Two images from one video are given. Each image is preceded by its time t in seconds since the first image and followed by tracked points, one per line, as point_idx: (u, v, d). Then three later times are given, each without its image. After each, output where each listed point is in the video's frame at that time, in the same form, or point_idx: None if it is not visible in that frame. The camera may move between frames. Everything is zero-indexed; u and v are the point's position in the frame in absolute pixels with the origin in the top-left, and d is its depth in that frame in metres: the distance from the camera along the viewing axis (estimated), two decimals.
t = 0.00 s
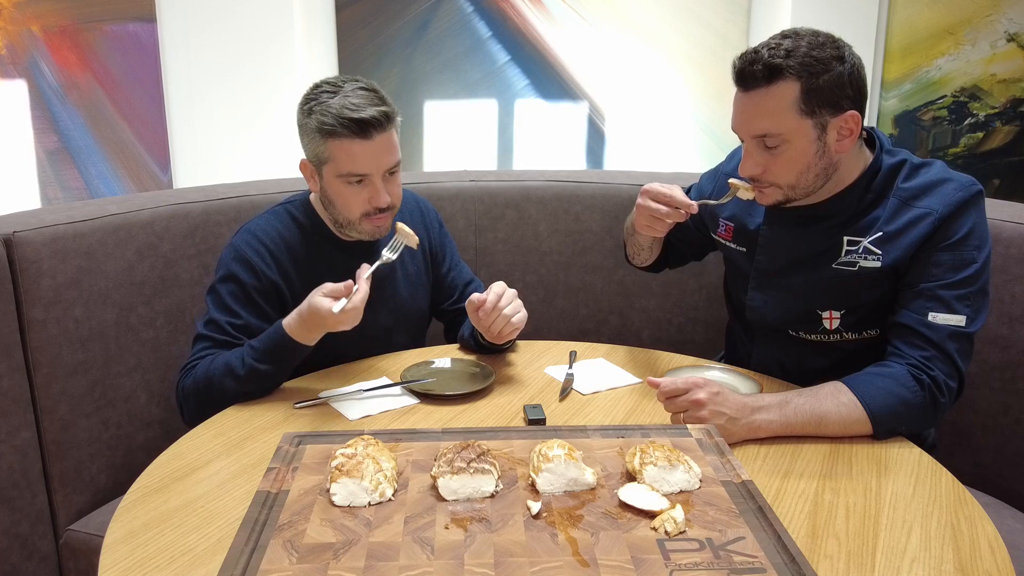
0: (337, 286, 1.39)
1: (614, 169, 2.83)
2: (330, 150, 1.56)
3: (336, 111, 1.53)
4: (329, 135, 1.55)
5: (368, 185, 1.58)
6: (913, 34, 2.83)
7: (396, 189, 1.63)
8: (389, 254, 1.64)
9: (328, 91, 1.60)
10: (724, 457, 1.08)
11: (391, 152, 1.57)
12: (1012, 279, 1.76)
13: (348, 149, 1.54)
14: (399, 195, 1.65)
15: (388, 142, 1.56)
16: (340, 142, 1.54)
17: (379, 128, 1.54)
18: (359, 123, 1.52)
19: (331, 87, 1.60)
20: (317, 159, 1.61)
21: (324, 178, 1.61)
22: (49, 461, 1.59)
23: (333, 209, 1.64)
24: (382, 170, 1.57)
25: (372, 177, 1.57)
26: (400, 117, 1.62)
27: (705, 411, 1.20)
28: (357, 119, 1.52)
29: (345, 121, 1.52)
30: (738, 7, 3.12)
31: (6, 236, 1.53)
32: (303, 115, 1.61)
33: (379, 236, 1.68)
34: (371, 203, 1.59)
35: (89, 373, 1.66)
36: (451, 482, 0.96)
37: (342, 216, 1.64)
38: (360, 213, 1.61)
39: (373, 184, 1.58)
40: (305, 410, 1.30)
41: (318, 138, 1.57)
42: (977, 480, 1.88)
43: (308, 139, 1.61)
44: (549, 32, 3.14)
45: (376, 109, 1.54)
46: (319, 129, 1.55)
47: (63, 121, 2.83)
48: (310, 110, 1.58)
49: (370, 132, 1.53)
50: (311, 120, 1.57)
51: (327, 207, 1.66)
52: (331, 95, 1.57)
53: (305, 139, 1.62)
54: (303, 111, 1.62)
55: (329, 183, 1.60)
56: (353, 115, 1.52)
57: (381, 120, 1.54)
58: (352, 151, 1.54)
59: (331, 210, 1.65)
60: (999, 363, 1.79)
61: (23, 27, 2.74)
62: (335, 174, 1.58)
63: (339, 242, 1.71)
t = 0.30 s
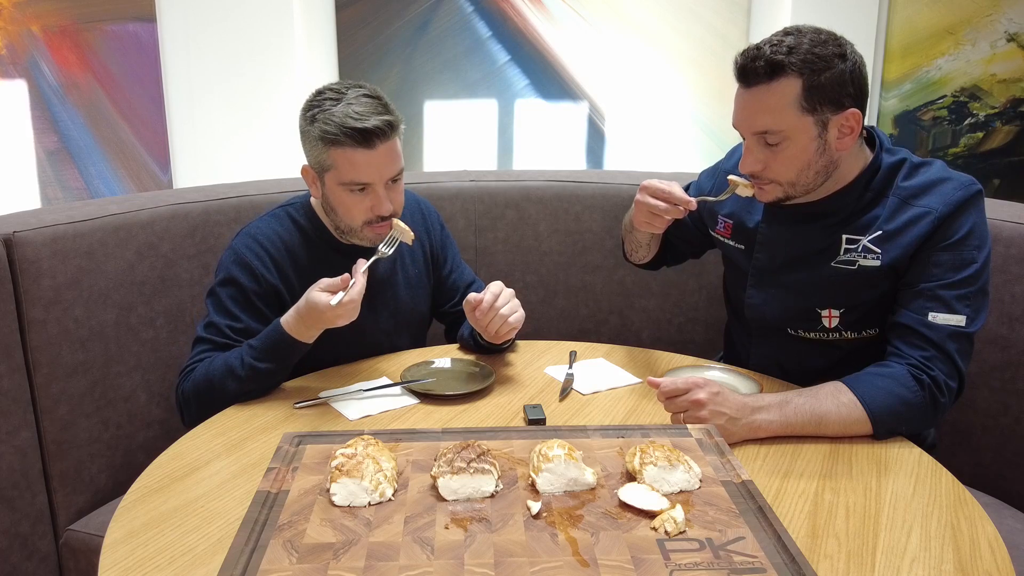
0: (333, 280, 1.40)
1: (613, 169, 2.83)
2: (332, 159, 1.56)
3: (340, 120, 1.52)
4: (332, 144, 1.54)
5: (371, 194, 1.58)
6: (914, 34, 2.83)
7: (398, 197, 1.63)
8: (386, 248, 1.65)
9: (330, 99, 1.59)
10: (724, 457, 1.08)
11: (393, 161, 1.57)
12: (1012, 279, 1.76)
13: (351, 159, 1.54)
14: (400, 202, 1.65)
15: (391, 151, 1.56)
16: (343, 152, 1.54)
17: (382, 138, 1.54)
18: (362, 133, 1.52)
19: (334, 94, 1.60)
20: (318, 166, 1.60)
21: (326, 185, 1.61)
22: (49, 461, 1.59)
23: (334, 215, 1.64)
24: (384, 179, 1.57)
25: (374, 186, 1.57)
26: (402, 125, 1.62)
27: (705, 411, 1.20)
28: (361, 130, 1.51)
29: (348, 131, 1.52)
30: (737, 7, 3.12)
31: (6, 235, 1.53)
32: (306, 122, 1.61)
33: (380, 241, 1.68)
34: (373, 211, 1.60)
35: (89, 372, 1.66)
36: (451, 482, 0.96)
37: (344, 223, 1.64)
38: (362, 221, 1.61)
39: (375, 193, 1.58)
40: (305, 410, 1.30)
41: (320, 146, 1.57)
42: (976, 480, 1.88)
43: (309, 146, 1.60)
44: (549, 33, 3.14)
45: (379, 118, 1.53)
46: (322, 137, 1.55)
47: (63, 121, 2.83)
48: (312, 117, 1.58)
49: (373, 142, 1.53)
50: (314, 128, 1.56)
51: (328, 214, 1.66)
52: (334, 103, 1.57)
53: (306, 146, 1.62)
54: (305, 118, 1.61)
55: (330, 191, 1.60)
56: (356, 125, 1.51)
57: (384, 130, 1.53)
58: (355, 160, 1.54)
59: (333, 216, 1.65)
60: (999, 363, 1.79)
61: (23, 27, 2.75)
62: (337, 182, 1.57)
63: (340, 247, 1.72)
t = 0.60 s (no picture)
0: (332, 279, 1.39)
1: (613, 169, 2.83)
2: (333, 160, 1.56)
3: (340, 122, 1.52)
4: (333, 145, 1.54)
5: (371, 195, 1.58)
6: (914, 33, 2.83)
7: (398, 198, 1.63)
8: (386, 248, 1.66)
9: (330, 100, 1.58)
10: (724, 457, 1.08)
11: (394, 162, 1.57)
12: (1012, 279, 1.76)
13: (351, 160, 1.54)
14: (400, 203, 1.66)
15: (391, 153, 1.56)
16: (343, 153, 1.54)
17: (382, 139, 1.54)
18: (363, 135, 1.52)
19: (334, 95, 1.59)
20: (318, 167, 1.60)
21: (326, 187, 1.61)
22: (49, 461, 1.59)
23: (334, 217, 1.64)
24: (385, 181, 1.57)
25: (375, 187, 1.57)
26: (403, 126, 1.62)
27: (705, 411, 1.20)
28: (362, 131, 1.51)
29: (349, 132, 1.52)
30: (738, 7, 3.12)
31: (6, 235, 1.53)
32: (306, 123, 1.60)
33: (380, 243, 1.69)
34: (374, 212, 1.60)
35: (89, 372, 1.66)
36: (451, 482, 0.96)
37: (344, 224, 1.64)
38: (363, 222, 1.61)
39: (376, 195, 1.58)
40: (305, 410, 1.30)
41: (320, 147, 1.56)
42: (976, 481, 1.88)
43: (309, 147, 1.60)
44: (549, 33, 3.14)
45: (380, 120, 1.53)
46: (322, 138, 1.55)
47: (63, 121, 2.83)
48: (312, 118, 1.58)
49: (374, 143, 1.53)
50: (314, 129, 1.56)
51: (328, 215, 1.66)
52: (334, 105, 1.57)
53: (306, 147, 1.61)
54: (304, 118, 1.61)
55: (330, 192, 1.60)
56: (357, 127, 1.51)
57: (385, 131, 1.53)
58: (355, 162, 1.54)
59: (332, 218, 1.65)
60: (999, 363, 1.79)
61: (23, 27, 2.74)
62: (338, 183, 1.57)
63: (340, 248, 1.72)
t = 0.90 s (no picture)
0: (333, 279, 1.39)
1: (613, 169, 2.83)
2: (331, 159, 1.56)
3: (338, 121, 1.52)
4: (331, 144, 1.54)
5: (369, 195, 1.58)
6: (914, 34, 2.85)
7: (397, 197, 1.63)
8: (386, 250, 1.64)
9: (330, 99, 1.58)
10: (724, 457, 1.08)
11: (392, 162, 1.57)
12: (1012, 279, 1.76)
13: (349, 159, 1.54)
14: (399, 203, 1.65)
15: (389, 152, 1.56)
16: (341, 152, 1.54)
17: (380, 138, 1.54)
18: (361, 134, 1.52)
19: (333, 94, 1.59)
20: (317, 166, 1.60)
21: (324, 185, 1.61)
22: (49, 461, 1.59)
23: (333, 216, 1.64)
24: (383, 180, 1.57)
25: (372, 187, 1.57)
26: (402, 125, 1.62)
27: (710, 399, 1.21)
28: (359, 130, 1.51)
29: (347, 131, 1.51)
30: (737, 7, 3.12)
31: (6, 236, 1.53)
32: (305, 122, 1.60)
33: (378, 242, 1.69)
34: (371, 212, 1.60)
35: (89, 373, 1.66)
36: (451, 482, 0.95)
37: (342, 223, 1.64)
38: (361, 222, 1.61)
39: (373, 194, 1.58)
40: (305, 410, 1.30)
41: (319, 146, 1.56)
42: (976, 480, 1.88)
43: (308, 146, 1.60)
44: (549, 33, 3.14)
45: (377, 119, 1.53)
46: (321, 137, 1.55)
47: (63, 121, 2.83)
48: (312, 117, 1.58)
49: (372, 143, 1.53)
50: (313, 128, 1.56)
51: (327, 214, 1.66)
52: (333, 103, 1.57)
53: (305, 146, 1.61)
54: (304, 117, 1.61)
55: (329, 191, 1.60)
56: (355, 126, 1.51)
57: (383, 130, 1.53)
58: (353, 161, 1.54)
59: (331, 216, 1.65)
60: (999, 363, 1.79)
61: (23, 27, 2.74)
62: (336, 182, 1.57)
63: (340, 247, 1.72)
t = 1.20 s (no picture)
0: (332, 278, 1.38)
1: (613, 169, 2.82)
2: (331, 159, 1.56)
3: (338, 121, 1.52)
4: (331, 145, 1.54)
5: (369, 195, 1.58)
6: (914, 33, 2.86)
7: (396, 197, 1.63)
8: (386, 248, 1.66)
9: (329, 99, 1.58)
10: (725, 457, 1.09)
11: (391, 161, 1.57)
12: (1012, 279, 1.76)
13: (349, 159, 1.54)
14: (398, 203, 1.65)
15: (389, 152, 1.56)
16: (341, 152, 1.54)
17: (379, 138, 1.54)
18: (360, 134, 1.52)
19: (332, 95, 1.59)
20: (316, 167, 1.60)
21: (324, 186, 1.61)
22: (49, 461, 1.59)
23: (332, 216, 1.64)
24: (382, 180, 1.57)
25: (372, 187, 1.57)
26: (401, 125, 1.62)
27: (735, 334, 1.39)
28: (359, 130, 1.51)
29: (346, 131, 1.52)
30: (738, 8, 3.12)
31: (6, 236, 1.53)
32: (304, 122, 1.60)
33: (378, 242, 1.68)
34: (371, 212, 1.60)
35: (89, 373, 1.66)
36: (451, 482, 0.96)
37: (342, 224, 1.64)
38: (361, 222, 1.61)
39: (373, 194, 1.58)
40: (305, 410, 1.30)
41: (318, 146, 1.56)
42: (976, 480, 1.88)
43: (307, 146, 1.60)
44: (549, 33, 3.14)
45: (377, 119, 1.53)
46: (320, 137, 1.55)
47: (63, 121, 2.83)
48: (311, 118, 1.58)
49: (371, 143, 1.53)
50: (312, 129, 1.56)
51: (327, 214, 1.66)
52: (332, 104, 1.57)
53: (304, 146, 1.61)
54: (303, 118, 1.61)
55: (328, 192, 1.60)
56: (354, 126, 1.51)
57: (382, 130, 1.53)
58: (352, 161, 1.54)
59: (330, 217, 1.65)
60: (999, 363, 1.79)
61: (23, 27, 2.74)
62: (335, 183, 1.57)
63: (340, 247, 1.72)
